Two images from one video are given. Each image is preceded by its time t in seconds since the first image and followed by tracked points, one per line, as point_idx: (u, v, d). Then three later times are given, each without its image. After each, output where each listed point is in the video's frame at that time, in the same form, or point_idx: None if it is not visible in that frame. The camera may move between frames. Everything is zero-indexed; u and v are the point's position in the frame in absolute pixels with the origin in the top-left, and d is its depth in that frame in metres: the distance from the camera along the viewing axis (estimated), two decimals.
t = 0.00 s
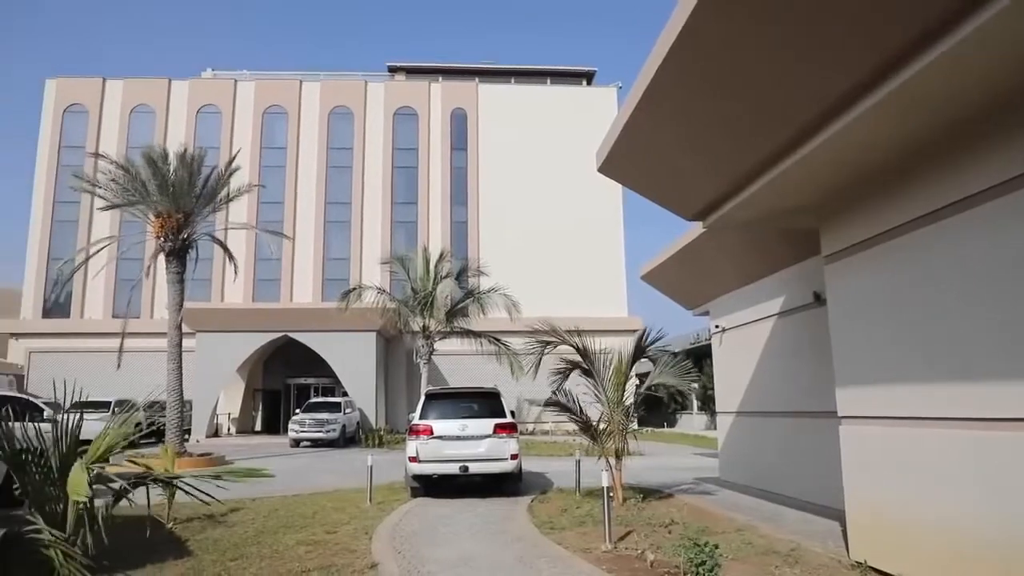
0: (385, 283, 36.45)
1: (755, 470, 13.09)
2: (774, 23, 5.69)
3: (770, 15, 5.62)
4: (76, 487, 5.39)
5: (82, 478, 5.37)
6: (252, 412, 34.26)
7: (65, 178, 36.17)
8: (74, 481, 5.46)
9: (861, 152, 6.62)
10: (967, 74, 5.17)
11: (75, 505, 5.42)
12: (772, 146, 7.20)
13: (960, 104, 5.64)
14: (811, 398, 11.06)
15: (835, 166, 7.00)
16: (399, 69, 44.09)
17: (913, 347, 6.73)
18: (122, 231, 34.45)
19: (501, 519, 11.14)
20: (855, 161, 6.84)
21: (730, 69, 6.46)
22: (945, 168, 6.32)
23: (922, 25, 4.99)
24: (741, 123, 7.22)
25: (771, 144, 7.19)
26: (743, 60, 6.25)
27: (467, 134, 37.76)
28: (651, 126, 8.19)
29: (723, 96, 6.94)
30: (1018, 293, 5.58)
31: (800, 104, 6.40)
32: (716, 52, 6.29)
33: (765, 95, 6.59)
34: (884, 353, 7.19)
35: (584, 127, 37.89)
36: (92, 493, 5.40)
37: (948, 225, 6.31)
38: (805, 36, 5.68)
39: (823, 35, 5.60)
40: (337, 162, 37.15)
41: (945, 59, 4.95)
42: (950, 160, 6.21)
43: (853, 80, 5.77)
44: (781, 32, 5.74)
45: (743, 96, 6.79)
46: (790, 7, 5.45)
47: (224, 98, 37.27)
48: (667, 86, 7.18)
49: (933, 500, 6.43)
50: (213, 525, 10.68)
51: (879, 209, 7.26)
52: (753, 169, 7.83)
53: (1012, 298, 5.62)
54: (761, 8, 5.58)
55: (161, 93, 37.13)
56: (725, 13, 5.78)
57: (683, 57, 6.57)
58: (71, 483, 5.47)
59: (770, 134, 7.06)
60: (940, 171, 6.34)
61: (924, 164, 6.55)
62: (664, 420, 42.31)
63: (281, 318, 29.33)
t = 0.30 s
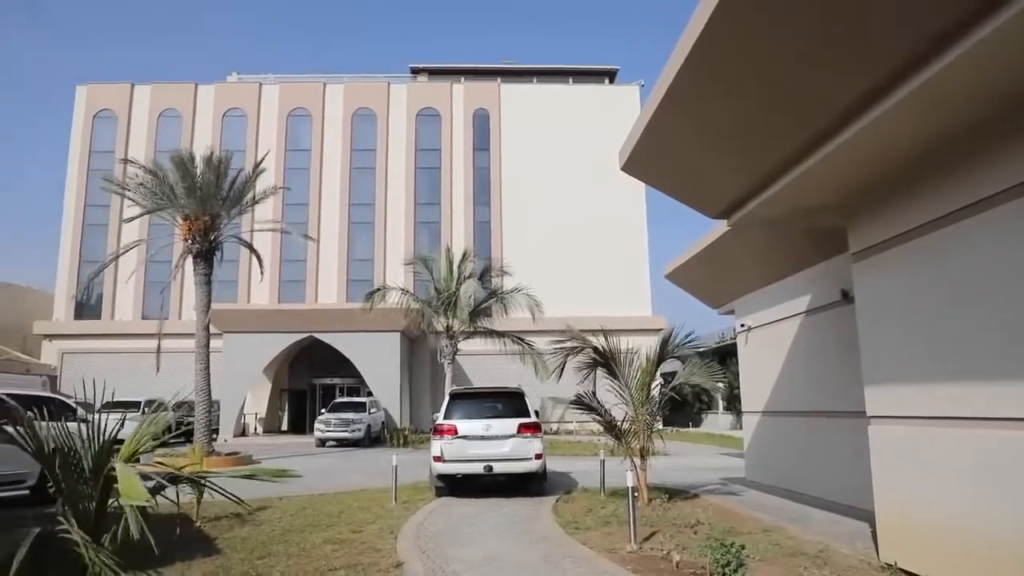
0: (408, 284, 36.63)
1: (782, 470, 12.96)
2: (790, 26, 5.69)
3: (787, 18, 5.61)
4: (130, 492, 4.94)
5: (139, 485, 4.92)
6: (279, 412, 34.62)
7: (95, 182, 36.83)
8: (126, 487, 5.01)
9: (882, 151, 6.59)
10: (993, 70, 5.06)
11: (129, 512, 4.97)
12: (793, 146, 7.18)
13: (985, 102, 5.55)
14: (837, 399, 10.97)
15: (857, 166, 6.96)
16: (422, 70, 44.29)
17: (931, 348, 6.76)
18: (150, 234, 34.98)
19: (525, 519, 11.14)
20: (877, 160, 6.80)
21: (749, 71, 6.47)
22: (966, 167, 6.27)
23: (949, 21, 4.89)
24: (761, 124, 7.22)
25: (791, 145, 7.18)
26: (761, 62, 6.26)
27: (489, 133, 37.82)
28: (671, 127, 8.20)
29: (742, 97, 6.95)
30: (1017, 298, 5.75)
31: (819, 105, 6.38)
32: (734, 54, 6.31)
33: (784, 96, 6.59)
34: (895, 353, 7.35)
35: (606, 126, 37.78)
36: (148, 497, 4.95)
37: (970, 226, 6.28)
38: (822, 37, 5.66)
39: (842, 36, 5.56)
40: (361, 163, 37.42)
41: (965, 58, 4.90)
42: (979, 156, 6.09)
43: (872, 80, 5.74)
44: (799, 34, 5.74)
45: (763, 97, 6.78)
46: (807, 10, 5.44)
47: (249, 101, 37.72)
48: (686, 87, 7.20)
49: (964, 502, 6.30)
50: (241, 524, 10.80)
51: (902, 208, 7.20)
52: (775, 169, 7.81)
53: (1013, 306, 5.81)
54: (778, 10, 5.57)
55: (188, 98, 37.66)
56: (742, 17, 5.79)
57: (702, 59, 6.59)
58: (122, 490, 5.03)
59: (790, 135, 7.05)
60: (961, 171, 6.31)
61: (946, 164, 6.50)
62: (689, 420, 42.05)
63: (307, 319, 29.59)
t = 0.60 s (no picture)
0: (433, 284, 36.76)
1: (810, 470, 12.79)
2: (814, 28, 5.75)
3: (810, 20, 5.67)
4: (184, 490, 5.03)
5: (192, 482, 5.02)
6: (306, 412, 34.92)
7: (126, 186, 37.48)
8: (177, 485, 5.07)
9: (909, 150, 6.60)
10: None
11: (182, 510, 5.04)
12: (817, 147, 7.22)
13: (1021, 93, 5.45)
14: (866, 399, 10.83)
15: (882, 166, 6.98)
16: (445, 71, 44.44)
17: (967, 346, 6.63)
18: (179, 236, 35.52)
19: (551, 519, 11.12)
20: (903, 159, 6.81)
21: (772, 74, 6.53)
22: (995, 165, 6.26)
23: (987, 6, 4.81)
24: (785, 125, 7.27)
25: (816, 145, 7.22)
26: (784, 64, 6.32)
27: (513, 133, 37.84)
28: (695, 131, 8.27)
29: (766, 99, 7.00)
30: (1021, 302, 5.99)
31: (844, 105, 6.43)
32: (757, 57, 6.38)
33: (809, 97, 6.63)
34: (928, 351, 7.21)
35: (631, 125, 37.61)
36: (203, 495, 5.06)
37: (999, 223, 6.25)
38: (847, 36, 5.71)
39: (869, 35, 5.59)
40: (386, 164, 37.65)
41: (997, 52, 4.88)
42: (1015, 148, 5.97)
43: (899, 78, 5.76)
44: (822, 35, 5.79)
45: (787, 98, 6.82)
46: (831, 11, 5.50)
47: (276, 105, 38.12)
48: (709, 92, 7.28)
49: (999, 504, 6.18)
50: (269, 522, 10.92)
51: (929, 205, 7.18)
52: (800, 169, 7.85)
53: (1011, 310, 6.12)
54: (801, 13, 5.64)
55: (216, 102, 38.17)
56: (765, 20, 5.87)
57: (724, 63, 6.66)
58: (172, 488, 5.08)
59: (814, 135, 7.10)
60: (990, 167, 6.30)
61: (973, 160, 6.49)
62: (716, 421, 41.71)
63: (333, 320, 29.85)
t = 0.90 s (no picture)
0: (454, 284, 36.85)
1: (836, 470, 12.64)
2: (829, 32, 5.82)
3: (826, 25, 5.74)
4: (232, 485, 5.04)
5: (242, 476, 5.05)
6: (329, 411, 35.17)
7: (152, 189, 37.99)
8: (225, 481, 5.07)
9: (928, 149, 6.61)
10: None
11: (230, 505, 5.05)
12: (836, 147, 7.28)
13: None
14: (894, 398, 10.69)
15: (901, 165, 7.02)
16: (466, 72, 44.55)
17: (997, 344, 6.51)
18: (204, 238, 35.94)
19: (574, 519, 11.11)
20: (923, 158, 6.84)
21: (788, 76, 6.57)
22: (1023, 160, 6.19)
23: None
24: (806, 124, 7.25)
25: (834, 145, 7.28)
26: (800, 68, 6.40)
27: (534, 133, 37.82)
28: (712, 134, 8.37)
29: (783, 103, 7.08)
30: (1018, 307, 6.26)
31: (862, 106, 6.48)
32: (772, 63, 6.46)
33: (826, 99, 6.69)
34: (957, 350, 7.08)
35: (652, 123, 37.44)
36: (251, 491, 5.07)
37: None
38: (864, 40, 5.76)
39: (890, 37, 5.63)
40: (408, 165, 37.82)
41: None
42: None
43: (919, 77, 5.80)
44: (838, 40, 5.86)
45: (803, 101, 6.90)
46: (846, 15, 5.55)
47: (298, 107, 38.44)
48: (725, 97, 7.37)
49: None
50: (293, 521, 11.01)
51: (951, 203, 7.15)
52: (819, 168, 7.90)
53: (1007, 315, 6.41)
54: (816, 18, 5.71)
55: (239, 105, 38.58)
56: (780, 27, 5.95)
57: (739, 67, 6.75)
58: (219, 484, 5.07)
59: (832, 135, 7.16)
60: (1010, 166, 6.28)
61: (993, 160, 6.47)
62: (740, 420, 41.41)
63: (356, 320, 30.05)
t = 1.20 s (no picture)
0: (479, 284, 36.92)
1: (867, 471, 12.45)
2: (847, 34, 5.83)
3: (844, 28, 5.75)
4: (269, 485, 5.06)
5: (278, 476, 5.07)
6: (355, 411, 35.44)
7: (181, 192, 38.57)
8: (261, 480, 5.10)
9: (954, 148, 6.57)
10: None
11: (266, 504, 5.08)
12: (860, 146, 7.26)
13: None
14: (925, 397, 10.51)
15: (928, 164, 6.97)
16: (489, 72, 44.64)
17: None
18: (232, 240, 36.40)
19: (600, 519, 11.08)
20: (950, 156, 6.78)
21: (809, 76, 6.57)
22: None
23: None
24: (829, 123, 7.23)
25: (858, 144, 7.26)
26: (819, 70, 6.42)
27: (557, 133, 37.77)
28: (735, 135, 8.39)
29: (804, 104, 7.09)
30: None
31: (885, 105, 6.46)
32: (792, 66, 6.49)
33: (848, 100, 6.69)
34: (991, 349, 6.94)
35: (677, 121, 37.19)
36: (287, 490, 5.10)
37: None
38: (884, 41, 5.76)
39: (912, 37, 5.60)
40: (432, 165, 37.99)
41: None
42: None
43: (943, 77, 5.78)
44: (857, 42, 5.87)
45: (825, 102, 6.91)
46: (866, 17, 5.56)
47: (323, 109, 38.80)
48: (746, 98, 7.40)
49: None
50: (321, 520, 11.11)
51: (982, 200, 7.03)
52: (844, 167, 7.87)
53: None
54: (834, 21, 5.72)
55: (265, 108, 39.01)
56: (798, 31, 5.97)
57: (758, 70, 6.79)
58: (255, 483, 5.09)
59: (855, 135, 7.15)
60: None
61: (1022, 158, 6.38)
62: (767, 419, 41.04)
63: (381, 320, 30.24)
